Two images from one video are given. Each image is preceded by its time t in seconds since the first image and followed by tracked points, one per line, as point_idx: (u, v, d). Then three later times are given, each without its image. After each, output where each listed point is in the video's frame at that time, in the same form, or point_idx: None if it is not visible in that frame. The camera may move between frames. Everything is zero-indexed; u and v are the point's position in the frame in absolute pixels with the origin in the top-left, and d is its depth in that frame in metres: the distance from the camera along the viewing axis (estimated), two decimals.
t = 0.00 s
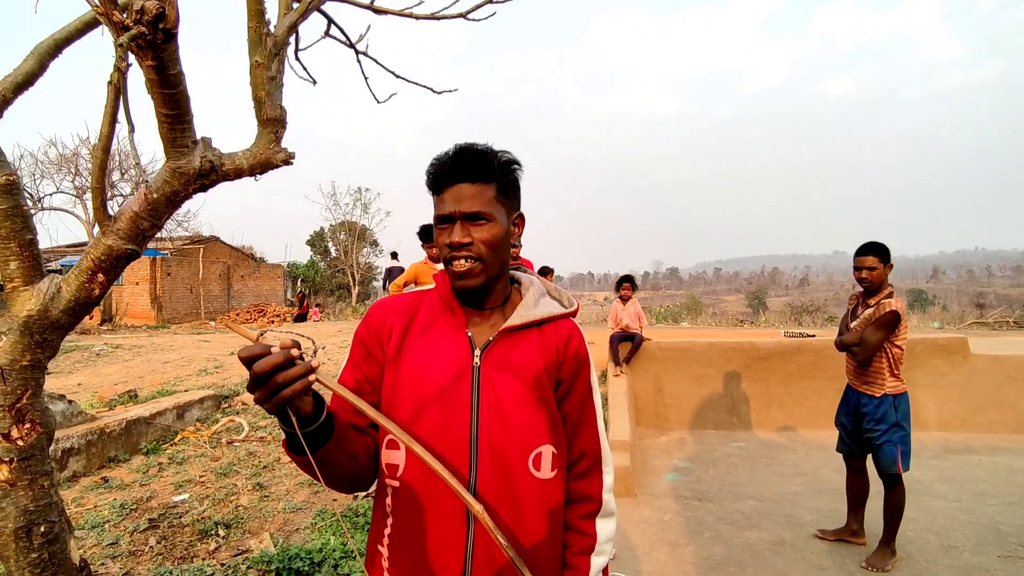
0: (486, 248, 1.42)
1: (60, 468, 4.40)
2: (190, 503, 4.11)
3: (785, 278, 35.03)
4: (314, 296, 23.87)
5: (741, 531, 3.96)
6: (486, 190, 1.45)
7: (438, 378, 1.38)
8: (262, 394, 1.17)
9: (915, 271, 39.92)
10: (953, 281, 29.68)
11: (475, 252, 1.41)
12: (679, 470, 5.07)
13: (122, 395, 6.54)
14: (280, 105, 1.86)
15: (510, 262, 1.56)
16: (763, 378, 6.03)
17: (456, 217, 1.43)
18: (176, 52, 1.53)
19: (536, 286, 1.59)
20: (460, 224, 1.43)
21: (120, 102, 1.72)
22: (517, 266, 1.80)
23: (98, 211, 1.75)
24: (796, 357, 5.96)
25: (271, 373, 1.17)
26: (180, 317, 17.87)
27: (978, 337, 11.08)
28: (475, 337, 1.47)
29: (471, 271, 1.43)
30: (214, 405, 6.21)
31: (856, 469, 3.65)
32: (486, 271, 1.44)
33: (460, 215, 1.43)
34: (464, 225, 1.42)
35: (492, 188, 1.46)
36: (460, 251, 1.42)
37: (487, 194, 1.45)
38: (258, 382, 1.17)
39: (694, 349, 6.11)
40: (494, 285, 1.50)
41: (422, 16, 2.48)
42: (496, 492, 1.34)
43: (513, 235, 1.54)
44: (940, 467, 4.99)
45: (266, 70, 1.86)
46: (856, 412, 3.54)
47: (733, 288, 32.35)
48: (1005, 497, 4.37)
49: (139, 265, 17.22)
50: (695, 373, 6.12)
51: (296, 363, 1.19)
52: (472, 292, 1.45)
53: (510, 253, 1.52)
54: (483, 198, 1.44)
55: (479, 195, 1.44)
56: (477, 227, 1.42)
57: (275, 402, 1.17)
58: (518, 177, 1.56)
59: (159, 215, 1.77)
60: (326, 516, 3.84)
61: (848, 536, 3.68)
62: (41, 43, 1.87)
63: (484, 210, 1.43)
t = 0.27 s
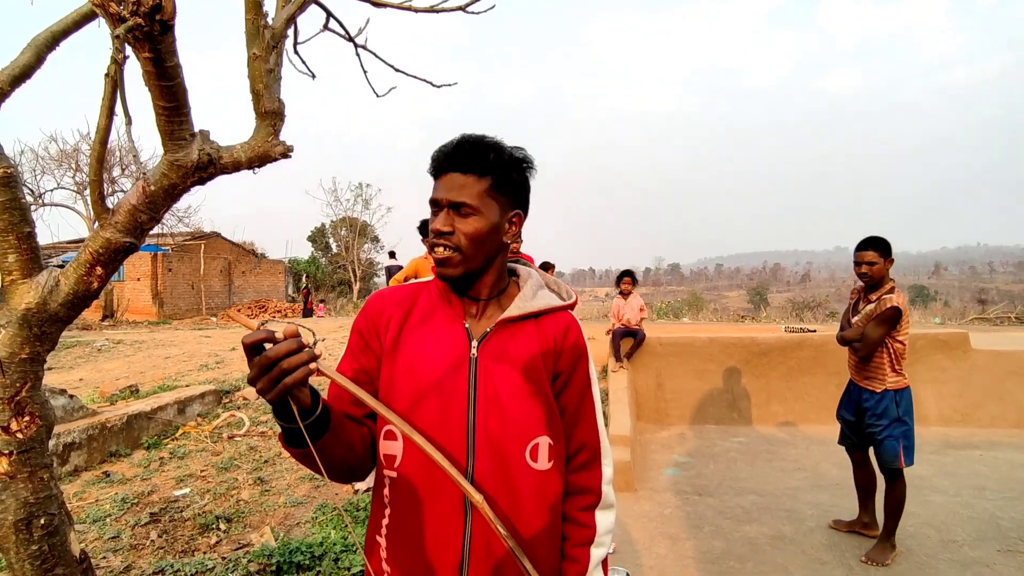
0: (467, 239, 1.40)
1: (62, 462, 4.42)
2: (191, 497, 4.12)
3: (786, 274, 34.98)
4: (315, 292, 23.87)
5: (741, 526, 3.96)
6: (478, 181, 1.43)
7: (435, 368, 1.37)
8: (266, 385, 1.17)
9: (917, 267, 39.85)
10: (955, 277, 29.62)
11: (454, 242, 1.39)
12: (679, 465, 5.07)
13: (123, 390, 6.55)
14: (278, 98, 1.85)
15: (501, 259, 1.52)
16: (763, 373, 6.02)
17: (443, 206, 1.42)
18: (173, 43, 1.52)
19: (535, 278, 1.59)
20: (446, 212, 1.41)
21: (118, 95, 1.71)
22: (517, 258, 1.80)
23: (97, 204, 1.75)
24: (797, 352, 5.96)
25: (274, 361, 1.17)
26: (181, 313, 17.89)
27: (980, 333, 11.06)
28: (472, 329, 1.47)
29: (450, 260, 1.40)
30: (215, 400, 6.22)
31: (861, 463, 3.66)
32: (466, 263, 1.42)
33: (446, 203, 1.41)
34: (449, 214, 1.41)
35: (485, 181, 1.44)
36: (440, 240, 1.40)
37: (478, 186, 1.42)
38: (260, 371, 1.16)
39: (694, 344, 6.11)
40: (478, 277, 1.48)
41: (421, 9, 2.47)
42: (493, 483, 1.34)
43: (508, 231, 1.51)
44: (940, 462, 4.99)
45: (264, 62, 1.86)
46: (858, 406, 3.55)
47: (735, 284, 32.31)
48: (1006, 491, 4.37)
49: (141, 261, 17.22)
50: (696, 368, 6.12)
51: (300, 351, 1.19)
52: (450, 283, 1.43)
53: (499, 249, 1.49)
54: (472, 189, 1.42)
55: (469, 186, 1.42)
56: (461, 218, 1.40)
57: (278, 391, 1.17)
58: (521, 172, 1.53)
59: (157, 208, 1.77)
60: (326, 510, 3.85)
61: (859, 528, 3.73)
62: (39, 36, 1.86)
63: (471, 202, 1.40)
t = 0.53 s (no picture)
0: (450, 235, 1.39)
1: (65, 457, 4.44)
2: (194, 492, 4.14)
3: (788, 270, 34.94)
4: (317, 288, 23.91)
5: (742, 521, 3.97)
6: (467, 178, 1.41)
7: (434, 361, 1.40)
8: (277, 379, 1.18)
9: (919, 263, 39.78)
10: (957, 273, 29.57)
11: (437, 239, 1.40)
12: (680, 461, 5.08)
13: (126, 386, 6.58)
14: (279, 94, 1.86)
15: (496, 256, 1.50)
16: (764, 369, 6.03)
17: (433, 202, 1.43)
18: (175, 40, 1.52)
19: (540, 274, 1.59)
20: (434, 209, 1.42)
21: (120, 92, 1.72)
22: (523, 254, 1.80)
23: (99, 200, 1.76)
24: (798, 348, 5.96)
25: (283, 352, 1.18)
26: (184, 309, 17.93)
27: (981, 329, 11.05)
28: (474, 324, 1.47)
29: (434, 255, 1.42)
30: (218, 396, 6.25)
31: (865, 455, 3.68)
32: (452, 261, 1.42)
33: (435, 199, 1.42)
34: (437, 211, 1.41)
35: (474, 177, 1.42)
36: (427, 235, 1.42)
37: (467, 182, 1.41)
38: (270, 364, 1.18)
39: (696, 341, 6.11)
40: (470, 272, 1.48)
41: (422, 5, 2.48)
42: (487, 476, 1.35)
43: (505, 229, 1.48)
44: (941, 458, 5.00)
45: (265, 59, 1.86)
46: (854, 401, 3.56)
47: (736, 280, 32.28)
48: (1006, 487, 4.37)
49: (143, 258, 17.25)
50: (697, 364, 6.13)
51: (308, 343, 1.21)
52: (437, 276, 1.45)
53: (490, 247, 1.46)
54: (460, 186, 1.41)
55: (458, 183, 1.41)
56: (446, 214, 1.40)
57: (289, 384, 1.18)
58: (520, 166, 1.49)
59: (159, 204, 1.77)
60: (329, 505, 3.87)
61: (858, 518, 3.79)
62: (41, 33, 1.87)
63: (457, 199, 1.40)
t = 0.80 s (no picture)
0: (451, 234, 1.40)
1: (70, 454, 4.46)
2: (199, 489, 4.16)
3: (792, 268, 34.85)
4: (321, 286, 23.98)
5: (745, 519, 3.97)
6: (465, 177, 1.42)
7: (436, 360, 1.40)
8: (276, 380, 1.19)
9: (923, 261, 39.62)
10: (962, 271, 29.46)
11: (437, 238, 1.40)
12: (683, 459, 5.08)
13: (131, 383, 6.61)
14: (283, 93, 1.87)
15: (498, 254, 1.50)
16: (768, 367, 6.02)
17: (433, 203, 1.44)
18: (179, 39, 1.53)
19: (544, 273, 1.59)
20: (434, 209, 1.43)
21: (124, 91, 1.73)
22: (527, 252, 1.80)
23: (104, 199, 1.77)
24: (802, 346, 5.95)
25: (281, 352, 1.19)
26: (188, 307, 17.99)
27: (986, 327, 11.01)
28: (476, 322, 1.48)
29: (437, 255, 1.43)
30: (222, 393, 6.27)
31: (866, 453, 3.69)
32: (453, 258, 1.43)
33: (435, 200, 1.43)
34: (437, 211, 1.42)
35: (472, 176, 1.42)
36: (428, 235, 1.43)
37: (465, 181, 1.42)
38: (270, 365, 1.19)
39: (699, 339, 6.11)
40: (472, 271, 1.48)
41: (425, 3, 2.47)
42: (488, 475, 1.36)
43: (506, 227, 1.47)
44: (945, 456, 4.99)
45: (268, 57, 1.86)
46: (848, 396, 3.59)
47: (740, 278, 32.21)
48: (1011, 486, 4.36)
49: (147, 255, 17.31)
50: (700, 362, 6.12)
51: (307, 343, 1.21)
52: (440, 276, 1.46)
53: (491, 244, 1.47)
54: (459, 185, 1.41)
55: (456, 182, 1.42)
56: (446, 214, 1.41)
57: (287, 385, 1.19)
58: (520, 163, 1.49)
59: (163, 202, 1.78)
60: (332, 502, 3.88)
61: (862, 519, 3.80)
62: (45, 32, 1.88)
63: (455, 198, 1.40)
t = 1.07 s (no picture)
0: (451, 230, 1.39)
1: (76, 451, 4.48)
2: (203, 486, 4.17)
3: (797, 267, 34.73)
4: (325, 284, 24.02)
5: (749, 518, 3.96)
6: (462, 172, 1.41)
7: (440, 356, 1.40)
8: (279, 376, 1.19)
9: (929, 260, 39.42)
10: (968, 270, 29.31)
11: (436, 234, 1.40)
12: (687, 457, 5.07)
13: (136, 380, 6.63)
14: (286, 89, 1.86)
15: (497, 249, 1.49)
16: (772, 366, 6.00)
17: (432, 200, 1.43)
18: (182, 35, 1.53)
19: (546, 269, 1.58)
20: (433, 206, 1.42)
21: (128, 87, 1.73)
22: (528, 248, 1.79)
23: (108, 195, 1.77)
24: (807, 345, 5.93)
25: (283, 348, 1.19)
26: (193, 305, 18.04)
27: (992, 326, 10.94)
28: (478, 318, 1.47)
29: (438, 252, 1.42)
30: (226, 390, 6.29)
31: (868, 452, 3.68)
32: (452, 254, 1.42)
33: (433, 197, 1.42)
34: (436, 208, 1.41)
35: (469, 171, 1.42)
36: (429, 233, 1.42)
37: (462, 176, 1.41)
38: (272, 361, 1.18)
39: (703, 337, 6.09)
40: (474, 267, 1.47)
41: None
42: (492, 471, 1.35)
43: (506, 221, 1.47)
44: (951, 455, 4.96)
45: (271, 53, 1.86)
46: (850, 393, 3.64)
47: (744, 277, 32.11)
48: (1017, 486, 4.34)
49: (152, 253, 17.37)
50: (704, 361, 6.10)
51: (309, 339, 1.21)
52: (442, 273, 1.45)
53: (490, 239, 1.46)
54: (456, 180, 1.41)
55: (454, 178, 1.41)
56: (445, 210, 1.40)
57: (290, 380, 1.19)
58: (517, 157, 1.49)
59: (166, 198, 1.78)
60: (336, 500, 3.89)
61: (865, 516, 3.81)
62: (49, 28, 1.88)
63: (453, 194, 1.40)
